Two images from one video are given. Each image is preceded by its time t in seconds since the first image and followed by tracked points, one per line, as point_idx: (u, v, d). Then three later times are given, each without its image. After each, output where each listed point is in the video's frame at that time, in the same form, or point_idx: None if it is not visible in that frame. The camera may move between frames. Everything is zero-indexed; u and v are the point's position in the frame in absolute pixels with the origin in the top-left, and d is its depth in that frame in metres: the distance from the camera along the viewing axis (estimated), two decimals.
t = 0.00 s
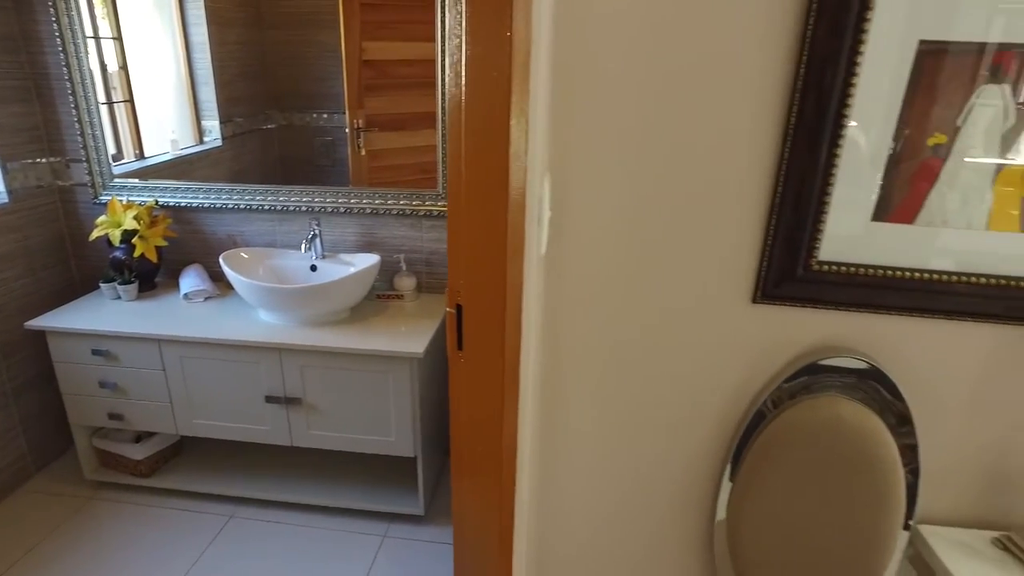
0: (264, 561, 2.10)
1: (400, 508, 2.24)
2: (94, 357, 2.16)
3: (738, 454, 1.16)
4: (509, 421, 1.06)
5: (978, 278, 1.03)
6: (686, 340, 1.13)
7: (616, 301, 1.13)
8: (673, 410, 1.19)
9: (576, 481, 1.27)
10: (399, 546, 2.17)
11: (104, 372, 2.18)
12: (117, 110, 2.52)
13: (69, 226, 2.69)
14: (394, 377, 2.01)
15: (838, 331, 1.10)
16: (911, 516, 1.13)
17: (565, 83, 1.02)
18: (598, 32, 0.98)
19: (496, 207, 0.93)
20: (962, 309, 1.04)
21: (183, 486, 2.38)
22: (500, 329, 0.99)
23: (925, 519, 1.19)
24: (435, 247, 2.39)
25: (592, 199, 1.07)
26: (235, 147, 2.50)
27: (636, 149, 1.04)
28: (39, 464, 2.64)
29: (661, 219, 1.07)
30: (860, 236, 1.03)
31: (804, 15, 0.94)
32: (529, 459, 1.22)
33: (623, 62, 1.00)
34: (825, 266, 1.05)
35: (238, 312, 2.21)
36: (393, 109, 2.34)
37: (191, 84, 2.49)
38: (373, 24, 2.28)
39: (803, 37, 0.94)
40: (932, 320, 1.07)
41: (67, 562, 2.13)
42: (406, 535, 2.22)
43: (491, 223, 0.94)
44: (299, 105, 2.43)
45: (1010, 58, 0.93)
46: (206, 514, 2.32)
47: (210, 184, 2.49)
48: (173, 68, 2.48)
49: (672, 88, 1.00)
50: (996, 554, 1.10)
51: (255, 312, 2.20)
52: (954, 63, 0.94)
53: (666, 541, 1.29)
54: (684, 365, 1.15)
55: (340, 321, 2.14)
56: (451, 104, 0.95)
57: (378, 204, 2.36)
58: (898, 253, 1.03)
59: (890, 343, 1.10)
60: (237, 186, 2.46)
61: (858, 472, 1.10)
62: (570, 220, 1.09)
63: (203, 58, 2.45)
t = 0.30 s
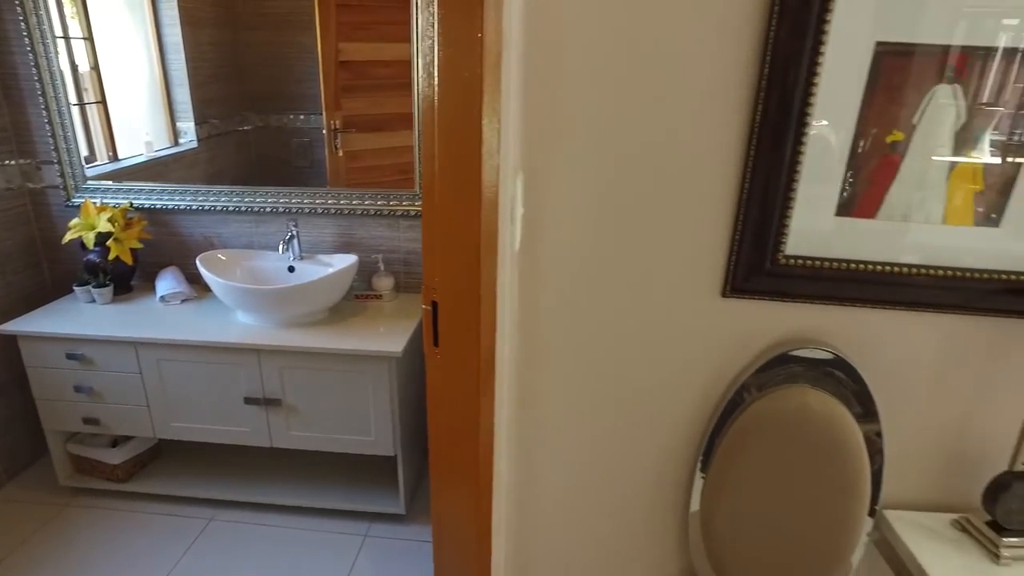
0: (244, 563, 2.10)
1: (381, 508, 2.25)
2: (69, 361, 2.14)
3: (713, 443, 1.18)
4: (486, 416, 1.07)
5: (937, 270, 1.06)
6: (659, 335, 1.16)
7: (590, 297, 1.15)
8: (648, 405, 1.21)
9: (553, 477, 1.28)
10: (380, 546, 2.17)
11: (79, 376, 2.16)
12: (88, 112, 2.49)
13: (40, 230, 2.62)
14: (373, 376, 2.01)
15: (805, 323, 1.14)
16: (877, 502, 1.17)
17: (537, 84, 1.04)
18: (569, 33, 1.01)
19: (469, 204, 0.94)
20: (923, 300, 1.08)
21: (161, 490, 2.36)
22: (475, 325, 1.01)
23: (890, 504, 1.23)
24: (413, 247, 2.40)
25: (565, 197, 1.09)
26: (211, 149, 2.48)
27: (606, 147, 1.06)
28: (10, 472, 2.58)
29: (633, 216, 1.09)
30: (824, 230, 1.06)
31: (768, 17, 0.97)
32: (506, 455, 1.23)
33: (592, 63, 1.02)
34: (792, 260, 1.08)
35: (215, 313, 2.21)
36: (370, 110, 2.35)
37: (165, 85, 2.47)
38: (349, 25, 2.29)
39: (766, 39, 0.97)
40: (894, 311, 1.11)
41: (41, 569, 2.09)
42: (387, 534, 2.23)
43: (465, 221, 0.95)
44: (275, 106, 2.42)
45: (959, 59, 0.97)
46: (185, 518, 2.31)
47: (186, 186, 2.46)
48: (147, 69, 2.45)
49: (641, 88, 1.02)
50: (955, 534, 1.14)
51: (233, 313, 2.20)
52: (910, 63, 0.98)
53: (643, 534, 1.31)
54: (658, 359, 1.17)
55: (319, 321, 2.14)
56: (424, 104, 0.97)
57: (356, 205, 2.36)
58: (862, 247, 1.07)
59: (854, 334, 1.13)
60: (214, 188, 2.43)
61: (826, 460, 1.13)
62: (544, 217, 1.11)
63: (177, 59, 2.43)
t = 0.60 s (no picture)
0: (225, 566, 2.09)
1: (362, 508, 2.25)
2: (42, 366, 2.11)
3: (685, 434, 1.21)
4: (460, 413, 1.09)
5: (898, 265, 1.10)
6: (631, 332, 1.18)
7: (562, 295, 1.17)
8: (621, 400, 1.23)
9: (530, 472, 1.30)
10: (361, 546, 2.18)
11: (53, 381, 2.13)
12: (60, 114, 2.45)
13: (11, 233, 2.58)
14: (352, 378, 2.02)
15: (772, 317, 1.17)
16: (843, 491, 1.21)
17: (508, 87, 1.07)
18: (540, 36, 1.03)
19: (441, 204, 0.96)
20: (884, 293, 1.12)
21: (139, 495, 2.34)
22: (448, 324, 1.02)
23: (855, 492, 1.27)
24: (390, 249, 2.40)
25: (537, 197, 1.12)
26: (188, 151, 2.43)
27: (576, 149, 1.08)
28: None
29: (603, 215, 1.12)
30: (789, 227, 1.09)
31: (732, 21, 1.00)
32: (483, 453, 1.25)
33: (562, 66, 1.04)
34: (758, 256, 1.11)
35: (192, 317, 2.20)
36: (348, 112, 2.36)
37: (139, 87, 2.41)
38: (326, 27, 2.29)
39: (729, 43, 1.00)
40: (857, 305, 1.14)
41: None
42: (369, 535, 2.24)
43: (437, 220, 0.97)
44: (253, 108, 2.40)
45: (914, 63, 1.00)
46: (164, 522, 2.29)
47: (162, 189, 2.44)
48: (120, 71, 2.40)
49: (609, 90, 1.05)
50: (915, 520, 1.18)
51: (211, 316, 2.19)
52: (870, 65, 1.00)
53: (619, 527, 1.33)
54: (630, 354, 1.20)
55: (297, 323, 2.15)
56: (396, 105, 0.98)
57: (333, 207, 2.36)
58: (825, 243, 1.10)
59: (819, 328, 1.17)
60: (191, 191, 2.41)
61: (793, 454, 1.16)
62: (516, 216, 1.13)
63: (151, 62, 2.38)
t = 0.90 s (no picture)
0: (205, 569, 2.08)
1: (343, 509, 2.26)
2: (16, 372, 2.08)
3: (661, 427, 1.21)
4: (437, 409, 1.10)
5: (862, 261, 1.13)
6: (605, 329, 1.20)
7: (538, 293, 1.19)
8: (597, 396, 1.25)
9: (509, 470, 1.31)
10: (343, 547, 2.18)
11: (27, 387, 2.10)
12: (32, 116, 2.42)
13: None
14: (332, 379, 2.03)
15: (743, 313, 1.19)
16: (814, 482, 1.23)
17: (480, 89, 1.08)
18: (512, 37, 1.04)
19: (415, 204, 0.97)
20: (849, 288, 1.15)
21: (116, 501, 2.31)
22: (424, 321, 1.03)
23: (824, 483, 1.30)
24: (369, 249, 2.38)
25: (511, 196, 1.13)
26: (163, 154, 2.41)
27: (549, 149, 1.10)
28: None
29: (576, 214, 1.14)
30: (758, 225, 1.12)
31: (699, 22, 1.02)
32: (462, 451, 1.26)
33: (534, 68, 1.06)
34: (728, 253, 1.13)
35: (169, 320, 2.19)
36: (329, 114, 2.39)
37: (114, 88, 2.39)
38: (304, 28, 2.28)
39: (696, 45, 1.02)
40: (824, 300, 1.17)
41: None
42: (350, 536, 2.24)
43: (411, 219, 0.98)
44: (230, 109, 2.37)
45: (875, 65, 1.03)
46: (142, 528, 2.27)
47: (136, 192, 2.41)
48: (93, 71, 2.38)
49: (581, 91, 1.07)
50: (882, 508, 1.22)
51: (189, 319, 2.18)
52: (832, 68, 1.03)
53: (596, 523, 1.35)
54: (605, 351, 1.22)
55: (277, 325, 2.15)
56: (369, 107, 0.99)
57: (311, 209, 2.34)
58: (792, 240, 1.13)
59: (788, 323, 1.19)
60: (167, 193, 2.39)
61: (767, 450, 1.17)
62: (490, 216, 1.15)
63: (124, 62, 2.36)
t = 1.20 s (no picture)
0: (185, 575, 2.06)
1: (325, 511, 2.26)
2: None
3: (635, 422, 1.23)
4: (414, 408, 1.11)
5: (830, 257, 1.15)
6: (582, 327, 1.22)
7: (514, 293, 1.20)
8: (574, 394, 1.26)
9: (488, 467, 1.32)
10: (325, 549, 2.18)
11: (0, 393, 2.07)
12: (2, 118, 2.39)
13: None
14: (312, 381, 2.02)
15: (717, 310, 1.20)
16: (786, 474, 1.26)
17: (454, 90, 1.09)
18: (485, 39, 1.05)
19: (390, 204, 0.98)
20: (817, 284, 1.17)
21: (93, 508, 2.28)
22: (401, 321, 1.04)
23: (797, 475, 1.33)
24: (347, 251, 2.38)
25: (486, 196, 1.14)
26: (139, 156, 2.40)
27: (522, 149, 1.11)
28: None
29: (551, 214, 1.15)
30: (729, 223, 1.13)
31: (669, 23, 1.03)
32: (441, 450, 1.26)
33: (507, 70, 1.07)
34: (700, 251, 1.14)
35: (146, 324, 2.17)
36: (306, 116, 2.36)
37: (88, 89, 2.37)
38: (282, 29, 2.27)
39: (666, 46, 1.04)
40: (795, 296, 1.20)
41: None
42: (332, 537, 2.24)
43: (386, 219, 0.99)
44: (207, 111, 2.35)
45: (841, 67, 1.06)
46: (121, 534, 2.24)
47: (112, 195, 2.40)
48: (66, 72, 2.37)
49: (554, 92, 1.08)
50: (852, 498, 1.25)
51: (167, 323, 2.17)
52: (797, 69, 1.05)
53: (575, 519, 1.36)
54: (582, 348, 1.23)
55: (256, 327, 2.14)
56: (344, 109, 1.00)
57: (289, 211, 2.34)
58: (763, 237, 1.15)
59: (760, 319, 1.21)
60: (143, 196, 2.38)
61: (741, 445, 1.19)
62: (465, 216, 1.15)
63: (98, 63, 2.34)
